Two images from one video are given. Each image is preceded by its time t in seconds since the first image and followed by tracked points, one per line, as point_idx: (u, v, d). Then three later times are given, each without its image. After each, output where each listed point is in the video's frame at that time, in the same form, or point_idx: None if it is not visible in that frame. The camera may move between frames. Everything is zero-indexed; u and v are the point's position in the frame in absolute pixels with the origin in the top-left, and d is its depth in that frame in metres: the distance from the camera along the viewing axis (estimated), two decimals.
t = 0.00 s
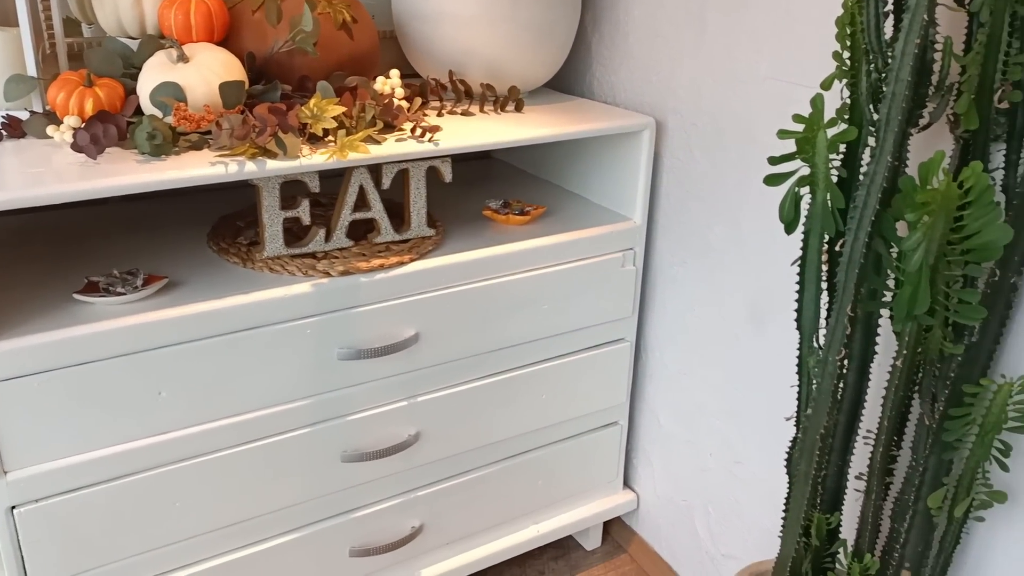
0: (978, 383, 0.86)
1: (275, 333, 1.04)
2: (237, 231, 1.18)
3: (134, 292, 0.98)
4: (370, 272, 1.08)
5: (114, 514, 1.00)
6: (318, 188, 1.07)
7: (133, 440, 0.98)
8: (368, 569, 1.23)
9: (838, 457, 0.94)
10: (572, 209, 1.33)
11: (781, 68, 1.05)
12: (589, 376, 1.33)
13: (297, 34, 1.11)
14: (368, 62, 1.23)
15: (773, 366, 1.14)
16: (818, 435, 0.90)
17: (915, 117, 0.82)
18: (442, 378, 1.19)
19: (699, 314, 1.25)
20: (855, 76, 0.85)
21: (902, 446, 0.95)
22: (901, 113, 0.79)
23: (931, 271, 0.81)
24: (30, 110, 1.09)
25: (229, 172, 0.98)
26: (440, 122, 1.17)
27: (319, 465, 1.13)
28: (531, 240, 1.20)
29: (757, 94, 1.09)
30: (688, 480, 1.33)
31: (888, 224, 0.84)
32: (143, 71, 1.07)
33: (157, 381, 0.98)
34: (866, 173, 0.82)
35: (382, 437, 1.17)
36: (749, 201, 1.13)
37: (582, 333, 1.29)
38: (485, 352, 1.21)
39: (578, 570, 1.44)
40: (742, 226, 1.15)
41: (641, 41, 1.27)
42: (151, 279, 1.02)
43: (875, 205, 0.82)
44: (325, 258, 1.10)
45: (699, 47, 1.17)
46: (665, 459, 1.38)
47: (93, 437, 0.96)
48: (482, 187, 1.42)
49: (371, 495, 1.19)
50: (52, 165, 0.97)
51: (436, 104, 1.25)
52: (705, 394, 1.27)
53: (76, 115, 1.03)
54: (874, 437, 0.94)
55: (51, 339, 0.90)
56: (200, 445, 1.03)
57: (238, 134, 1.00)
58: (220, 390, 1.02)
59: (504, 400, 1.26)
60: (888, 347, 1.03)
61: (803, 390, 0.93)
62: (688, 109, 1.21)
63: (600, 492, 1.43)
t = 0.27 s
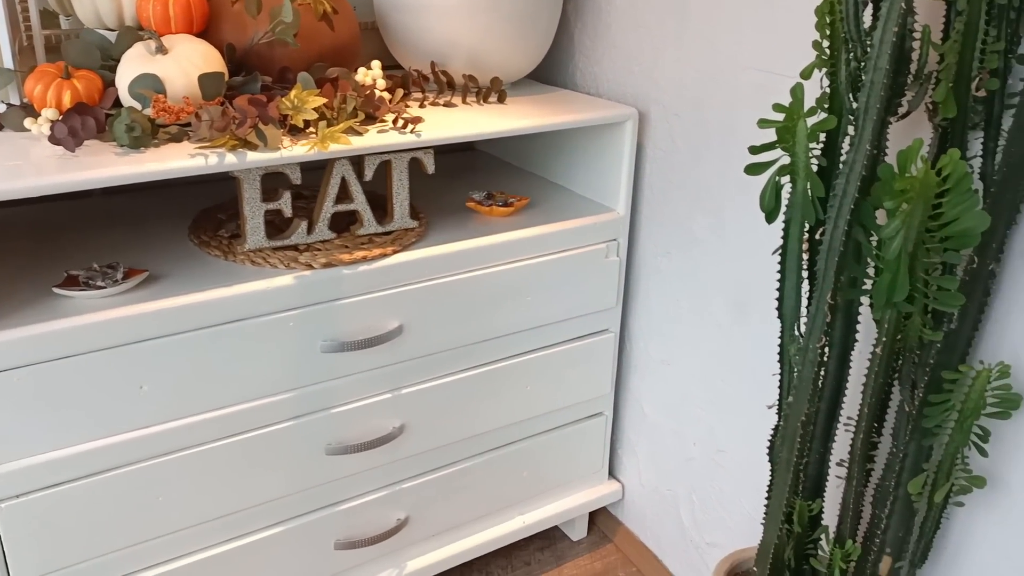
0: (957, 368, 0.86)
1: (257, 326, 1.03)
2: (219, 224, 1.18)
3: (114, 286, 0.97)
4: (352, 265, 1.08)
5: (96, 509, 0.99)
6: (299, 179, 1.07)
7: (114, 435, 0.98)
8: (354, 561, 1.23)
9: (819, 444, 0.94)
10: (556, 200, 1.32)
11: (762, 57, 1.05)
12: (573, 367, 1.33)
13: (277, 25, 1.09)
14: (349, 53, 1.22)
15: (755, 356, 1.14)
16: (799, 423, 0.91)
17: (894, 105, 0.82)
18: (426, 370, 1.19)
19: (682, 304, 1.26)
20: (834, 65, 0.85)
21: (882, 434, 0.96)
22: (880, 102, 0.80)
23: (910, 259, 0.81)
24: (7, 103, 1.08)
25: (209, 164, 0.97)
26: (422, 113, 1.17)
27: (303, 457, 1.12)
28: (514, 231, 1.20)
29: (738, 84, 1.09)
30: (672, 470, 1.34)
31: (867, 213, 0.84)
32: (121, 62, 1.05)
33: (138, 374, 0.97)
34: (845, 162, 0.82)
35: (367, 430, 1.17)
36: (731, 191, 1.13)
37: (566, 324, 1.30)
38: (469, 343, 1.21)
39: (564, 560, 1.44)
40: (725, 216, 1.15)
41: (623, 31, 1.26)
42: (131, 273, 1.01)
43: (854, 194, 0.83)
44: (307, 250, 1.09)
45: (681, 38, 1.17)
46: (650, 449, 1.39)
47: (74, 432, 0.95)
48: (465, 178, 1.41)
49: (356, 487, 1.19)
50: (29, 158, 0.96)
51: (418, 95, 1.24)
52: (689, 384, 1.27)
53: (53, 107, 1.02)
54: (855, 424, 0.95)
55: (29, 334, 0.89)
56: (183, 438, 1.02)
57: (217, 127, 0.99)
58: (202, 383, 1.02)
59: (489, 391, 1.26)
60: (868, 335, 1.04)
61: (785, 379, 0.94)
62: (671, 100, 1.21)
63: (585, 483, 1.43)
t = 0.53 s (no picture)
0: (939, 356, 0.87)
1: (241, 319, 1.03)
2: (201, 217, 1.17)
3: (96, 280, 0.96)
4: (337, 257, 1.08)
5: (80, 504, 0.98)
6: (282, 172, 1.06)
7: (97, 429, 0.97)
8: (341, 554, 1.23)
9: (804, 432, 0.95)
10: (541, 192, 1.32)
11: (745, 48, 1.05)
12: (560, 358, 1.33)
13: (260, 16, 1.09)
14: (332, 45, 1.21)
15: (740, 345, 1.14)
16: (783, 411, 0.91)
17: (875, 94, 0.82)
18: (412, 363, 1.19)
19: (668, 295, 1.26)
20: (816, 54, 0.85)
21: (866, 422, 0.96)
22: (861, 90, 0.80)
23: (892, 247, 0.82)
24: None
25: (190, 156, 0.96)
26: (406, 104, 1.16)
27: (289, 451, 1.12)
28: (499, 223, 1.19)
29: (723, 74, 1.09)
30: (659, 460, 1.34)
31: (849, 201, 0.85)
32: (102, 54, 1.04)
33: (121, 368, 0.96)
34: (827, 150, 0.83)
35: (353, 423, 1.16)
36: (715, 182, 1.13)
37: (552, 315, 1.30)
38: (455, 336, 1.21)
39: (552, 551, 1.45)
40: (709, 207, 1.15)
41: (607, 22, 1.26)
42: (113, 266, 1.00)
43: (836, 182, 0.83)
44: (291, 243, 1.09)
45: (665, 28, 1.16)
46: (637, 440, 1.39)
47: (56, 427, 0.94)
48: (450, 170, 1.41)
49: (342, 481, 1.19)
50: (9, 151, 0.95)
51: (402, 87, 1.24)
52: (675, 375, 1.28)
53: (32, 99, 1.01)
54: (839, 413, 0.95)
55: (10, 328, 0.88)
56: (167, 433, 1.02)
57: (199, 118, 0.99)
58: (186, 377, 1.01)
59: (475, 383, 1.26)
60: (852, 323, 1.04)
61: (770, 368, 0.94)
62: (655, 91, 1.21)
63: (573, 474, 1.44)
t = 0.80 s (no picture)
0: (922, 342, 0.87)
1: (224, 311, 1.02)
2: (184, 209, 1.16)
3: (77, 272, 0.95)
4: (321, 248, 1.07)
5: (63, 497, 0.97)
6: (265, 162, 1.05)
7: (80, 423, 0.96)
8: (328, 546, 1.22)
9: (788, 420, 0.95)
10: (526, 182, 1.32)
11: (729, 36, 1.05)
12: (546, 349, 1.33)
13: (240, 6, 1.08)
14: (315, 34, 1.21)
15: (725, 334, 1.14)
16: (768, 398, 0.92)
17: (858, 81, 0.82)
18: (398, 354, 1.18)
19: (654, 285, 1.26)
20: (799, 41, 0.85)
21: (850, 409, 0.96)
22: (844, 77, 0.80)
23: (875, 233, 0.82)
24: None
25: (172, 146, 0.95)
26: (389, 94, 1.16)
27: (274, 443, 1.12)
28: (485, 213, 1.19)
29: (707, 63, 1.09)
30: (645, 450, 1.34)
31: (833, 188, 0.85)
32: (81, 43, 1.03)
33: (104, 361, 0.95)
34: (810, 137, 0.83)
35: (339, 414, 1.16)
36: (700, 171, 1.13)
37: (538, 306, 1.29)
38: (441, 327, 1.20)
39: (539, 542, 1.45)
40: (694, 196, 1.15)
41: (592, 11, 1.26)
42: (94, 258, 0.99)
43: (820, 169, 0.83)
44: (274, 234, 1.08)
45: (649, 17, 1.16)
46: (623, 430, 1.39)
47: (38, 420, 0.93)
48: (435, 161, 1.40)
49: (328, 473, 1.19)
50: None
51: (385, 77, 1.23)
52: (661, 365, 1.28)
53: (10, 89, 1.00)
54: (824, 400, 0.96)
55: None
56: (151, 425, 1.01)
57: (179, 108, 0.98)
58: (170, 370, 1.00)
59: (462, 374, 1.25)
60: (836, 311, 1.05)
61: (754, 355, 0.94)
62: (640, 80, 1.20)
63: (560, 464, 1.44)
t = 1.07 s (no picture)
0: (909, 330, 0.87)
1: (212, 304, 1.01)
2: (171, 201, 1.15)
3: (63, 265, 0.94)
4: (309, 240, 1.06)
5: (52, 492, 0.97)
6: (252, 154, 1.05)
7: (67, 417, 0.96)
8: (319, 539, 1.22)
9: (777, 409, 0.95)
10: (516, 174, 1.32)
11: (717, 26, 1.05)
12: (537, 341, 1.33)
13: None
14: (302, 25, 1.20)
15: (715, 325, 1.15)
16: (757, 388, 0.92)
17: (846, 69, 0.82)
18: (388, 346, 1.18)
19: (643, 276, 1.26)
20: (787, 30, 0.85)
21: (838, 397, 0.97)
22: (831, 65, 0.80)
23: (862, 221, 0.82)
24: None
25: (157, 138, 0.95)
26: (377, 85, 1.15)
27: (263, 436, 1.11)
28: (474, 205, 1.19)
29: (695, 53, 1.08)
30: (636, 440, 1.35)
31: (820, 177, 0.85)
32: (65, 35, 1.02)
33: (91, 354, 0.95)
34: (797, 126, 0.82)
35: (328, 407, 1.16)
36: (689, 161, 1.13)
37: (528, 298, 1.29)
38: (431, 319, 1.20)
39: (531, 533, 1.45)
40: (683, 186, 1.15)
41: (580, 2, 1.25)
42: (81, 251, 0.98)
43: (807, 158, 0.83)
44: (262, 226, 1.07)
45: (637, 7, 1.16)
46: (614, 421, 1.39)
47: (25, 414, 0.93)
48: (424, 153, 1.40)
49: (319, 465, 1.18)
50: None
51: (373, 68, 1.22)
52: (651, 355, 1.28)
53: None
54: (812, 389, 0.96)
55: None
56: (140, 419, 1.01)
57: (165, 99, 0.97)
58: (158, 363, 1.00)
59: (452, 366, 1.25)
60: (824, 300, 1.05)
61: (743, 345, 0.94)
62: (629, 71, 1.20)
63: (551, 456, 1.44)
